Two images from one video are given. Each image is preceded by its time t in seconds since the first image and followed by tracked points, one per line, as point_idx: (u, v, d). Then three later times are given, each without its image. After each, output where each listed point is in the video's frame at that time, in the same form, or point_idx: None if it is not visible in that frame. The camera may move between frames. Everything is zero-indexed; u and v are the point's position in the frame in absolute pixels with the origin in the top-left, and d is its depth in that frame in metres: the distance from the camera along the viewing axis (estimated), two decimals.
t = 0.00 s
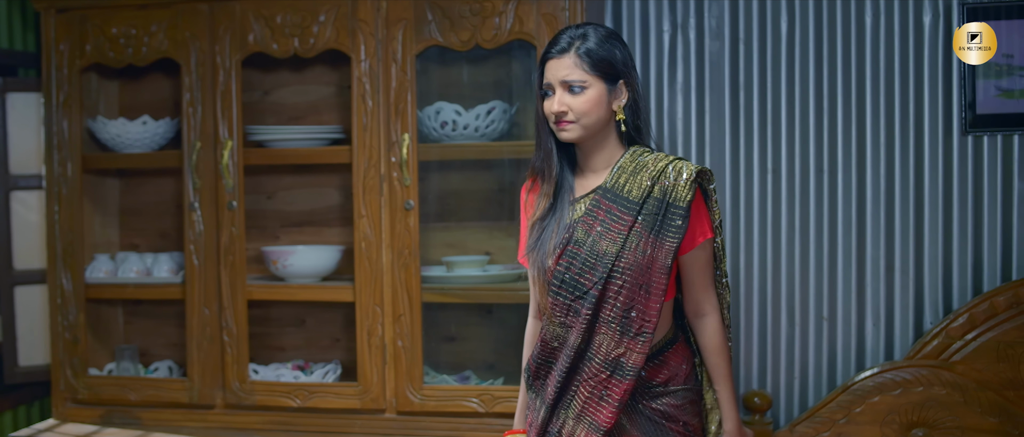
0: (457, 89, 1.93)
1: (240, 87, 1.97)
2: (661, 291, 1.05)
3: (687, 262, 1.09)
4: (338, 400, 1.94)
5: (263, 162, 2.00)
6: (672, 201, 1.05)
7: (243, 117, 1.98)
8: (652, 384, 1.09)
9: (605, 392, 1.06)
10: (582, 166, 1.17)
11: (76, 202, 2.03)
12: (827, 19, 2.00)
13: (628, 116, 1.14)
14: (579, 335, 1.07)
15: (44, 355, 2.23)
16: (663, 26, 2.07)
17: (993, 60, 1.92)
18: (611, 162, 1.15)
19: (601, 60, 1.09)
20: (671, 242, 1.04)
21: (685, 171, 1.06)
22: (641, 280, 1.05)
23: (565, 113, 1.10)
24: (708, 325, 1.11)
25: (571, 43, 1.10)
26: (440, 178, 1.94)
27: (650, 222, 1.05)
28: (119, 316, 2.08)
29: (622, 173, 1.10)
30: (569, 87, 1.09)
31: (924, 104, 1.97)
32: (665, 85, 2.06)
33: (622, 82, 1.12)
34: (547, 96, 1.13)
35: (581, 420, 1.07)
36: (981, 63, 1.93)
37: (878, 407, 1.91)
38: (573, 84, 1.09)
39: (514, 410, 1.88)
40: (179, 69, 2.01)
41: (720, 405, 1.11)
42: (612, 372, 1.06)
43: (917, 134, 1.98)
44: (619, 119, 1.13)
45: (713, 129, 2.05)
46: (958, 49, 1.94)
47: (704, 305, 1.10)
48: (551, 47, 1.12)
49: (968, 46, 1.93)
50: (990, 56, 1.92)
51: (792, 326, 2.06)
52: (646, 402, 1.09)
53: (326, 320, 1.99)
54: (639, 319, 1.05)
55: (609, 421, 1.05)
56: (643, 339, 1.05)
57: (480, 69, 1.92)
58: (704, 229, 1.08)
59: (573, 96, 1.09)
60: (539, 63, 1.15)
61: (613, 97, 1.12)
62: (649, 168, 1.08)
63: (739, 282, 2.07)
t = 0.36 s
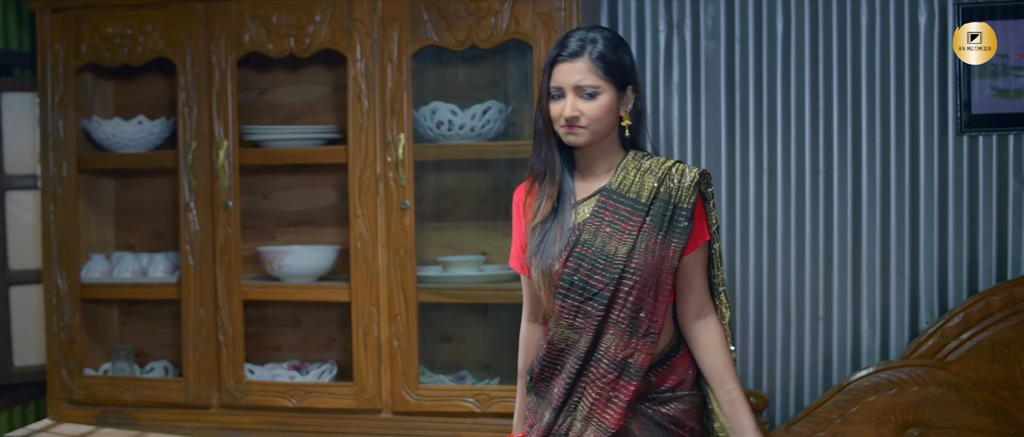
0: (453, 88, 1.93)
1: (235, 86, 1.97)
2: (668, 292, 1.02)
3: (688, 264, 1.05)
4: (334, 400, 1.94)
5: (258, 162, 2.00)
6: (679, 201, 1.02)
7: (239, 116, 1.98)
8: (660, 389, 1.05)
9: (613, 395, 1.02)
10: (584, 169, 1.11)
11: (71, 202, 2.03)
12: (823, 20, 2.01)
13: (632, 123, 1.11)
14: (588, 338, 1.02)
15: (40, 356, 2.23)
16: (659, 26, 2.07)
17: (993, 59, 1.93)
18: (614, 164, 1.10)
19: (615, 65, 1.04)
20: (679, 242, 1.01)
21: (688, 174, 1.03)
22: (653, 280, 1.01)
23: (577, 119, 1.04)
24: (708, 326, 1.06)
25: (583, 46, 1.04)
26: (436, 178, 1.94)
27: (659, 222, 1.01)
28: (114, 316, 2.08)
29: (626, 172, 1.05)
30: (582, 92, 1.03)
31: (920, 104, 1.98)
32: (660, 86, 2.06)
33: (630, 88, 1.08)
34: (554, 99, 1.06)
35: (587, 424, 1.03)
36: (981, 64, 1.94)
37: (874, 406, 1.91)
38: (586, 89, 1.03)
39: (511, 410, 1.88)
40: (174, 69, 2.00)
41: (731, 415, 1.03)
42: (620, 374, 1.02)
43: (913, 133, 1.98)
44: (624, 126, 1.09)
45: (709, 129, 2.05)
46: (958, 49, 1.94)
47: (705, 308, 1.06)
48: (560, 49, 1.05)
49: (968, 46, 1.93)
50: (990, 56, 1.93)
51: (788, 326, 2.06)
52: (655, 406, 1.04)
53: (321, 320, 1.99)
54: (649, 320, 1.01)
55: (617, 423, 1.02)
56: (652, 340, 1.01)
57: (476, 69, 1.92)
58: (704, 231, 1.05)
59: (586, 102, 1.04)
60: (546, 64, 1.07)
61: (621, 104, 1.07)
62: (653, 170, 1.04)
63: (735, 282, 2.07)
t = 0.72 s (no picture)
0: (441, 82, 1.93)
1: (223, 80, 1.96)
2: (693, 281, 1.02)
3: (709, 257, 1.03)
4: (323, 394, 1.94)
5: (246, 155, 1.99)
6: (699, 191, 1.01)
7: (227, 110, 1.97)
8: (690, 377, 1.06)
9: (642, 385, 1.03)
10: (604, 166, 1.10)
11: (59, 197, 2.02)
12: (812, 14, 2.01)
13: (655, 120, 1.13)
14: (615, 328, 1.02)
15: (28, 350, 2.22)
16: (648, 20, 2.06)
17: (994, 58, 1.94)
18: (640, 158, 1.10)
19: (646, 63, 1.05)
20: (701, 231, 1.01)
21: (707, 162, 1.02)
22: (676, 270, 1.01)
23: (612, 118, 1.04)
24: (724, 324, 1.03)
25: (613, 44, 1.04)
26: (425, 171, 1.94)
27: (679, 212, 1.01)
28: (103, 310, 2.08)
29: (645, 166, 1.06)
30: (616, 90, 1.04)
31: (909, 98, 1.98)
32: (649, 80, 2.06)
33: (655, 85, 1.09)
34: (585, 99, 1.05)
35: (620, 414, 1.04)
36: (981, 64, 1.94)
37: (862, 400, 1.94)
38: (620, 87, 1.04)
39: (500, 403, 1.90)
40: (162, 63, 1.99)
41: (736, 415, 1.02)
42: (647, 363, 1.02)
43: (901, 127, 1.99)
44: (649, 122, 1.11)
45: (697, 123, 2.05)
46: (958, 49, 1.94)
47: (722, 307, 1.03)
48: (587, 48, 1.04)
49: (968, 46, 1.94)
50: (990, 56, 1.94)
51: (777, 320, 2.06)
52: (689, 407, 1.05)
53: (311, 314, 2.00)
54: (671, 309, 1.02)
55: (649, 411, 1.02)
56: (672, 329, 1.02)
57: (465, 63, 1.92)
58: (724, 223, 1.03)
59: (620, 99, 1.04)
60: (577, 64, 1.05)
61: (647, 101, 1.09)
62: (671, 161, 1.04)
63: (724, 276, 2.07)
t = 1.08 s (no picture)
0: (420, 66, 1.92)
1: (200, 64, 1.95)
2: None
3: (752, 413, 0.98)
4: (301, 378, 1.94)
5: (224, 138, 1.98)
6: (719, 363, 0.99)
7: (204, 94, 1.96)
8: None
9: None
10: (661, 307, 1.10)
11: (34, 180, 2.01)
12: None
13: (703, 265, 1.09)
14: None
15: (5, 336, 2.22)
16: (627, 3, 2.06)
17: (994, 59, 1.95)
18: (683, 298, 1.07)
19: (688, 203, 1.05)
20: (715, 406, 0.98)
21: (736, 327, 0.99)
22: None
23: (645, 248, 1.03)
24: None
25: (658, 180, 1.07)
26: (404, 155, 1.94)
27: (697, 385, 1.01)
28: (80, 295, 2.07)
29: (684, 327, 1.04)
30: (652, 222, 1.04)
31: (886, 82, 1.99)
32: (628, 63, 2.06)
33: (703, 226, 1.07)
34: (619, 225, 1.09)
35: None
36: (983, 64, 1.95)
37: (839, 382, 1.97)
38: (657, 220, 1.04)
39: (478, 387, 1.90)
40: (138, 46, 1.97)
41: None
42: None
43: (878, 110, 1.99)
44: (693, 267, 1.07)
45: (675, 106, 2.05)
46: (958, 49, 1.95)
47: None
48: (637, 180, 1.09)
49: (968, 46, 1.94)
50: (990, 56, 1.95)
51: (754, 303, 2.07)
52: None
53: (289, 298, 1.99)
54: None
55: None
56: None
57: (443, 46, 1.91)
58: (761, 386, 0.98)
59: (655, 232, 1.03)
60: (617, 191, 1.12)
61: (693, 242, 1.06)
62: (704, 322, 1.02)
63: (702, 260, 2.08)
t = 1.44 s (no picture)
0: (389, 44, 1.90)
1: (167, 42, 1.93)
2: (725, 406, 1.34)
3: (767, 380, 1.34)
4: (271, 358, 1.94)
5: (191, 117, 1.96)
6: (751, 326, 1.32)
7: (171, 72, 1.94)
8: None
9: None
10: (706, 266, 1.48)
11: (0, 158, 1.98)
12: None
13: (740, 235, 1.41)
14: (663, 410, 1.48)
15: None
16: None
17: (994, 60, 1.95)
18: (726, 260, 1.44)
19: (711, 186, 1.36)
20: (745, 366, 1.32)
21: (764, 299, 1.32)
22: (720, 384, 1.35)
23: (674, 232, 1.40)
24: None
25: (682, 164, 1.39)
26: (374, 134, 1.93)
27: (727, 345, 1.35)
28: (47, 275, 2.05)
29: (719, 293, 1.40)
30: (677, 209, 1.39)
31: (854, 62, 2.00)
32: (598, 42, 2.06)
33: (732, 203, 1.38)
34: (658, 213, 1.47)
35: None
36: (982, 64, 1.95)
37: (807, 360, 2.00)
38: (681, 206, 1.38)
39: (449, 366, 1.90)
40: (104, 24, 1.95)
41: None
42: None
43: (846, 90, 2.01)
44: (732, 237, 1.41)
45: (645, 85, 2.05)
46: (959, 49, 1.95)
47: None
48: (666, 166, 1.42)
49: (969, 46, 1.95)
50: (990, 57, 1.95)
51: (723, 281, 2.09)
52: None
53: (257, 277, 1.99)
54: (713, 411, 1.36)
55: None
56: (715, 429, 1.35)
57: (413, 24, 1.89)
58: (785, 360, 1.32)
59: (680, 217, 1.39)
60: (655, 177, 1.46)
61: (723, 217, 1.39)
62: (740, 289, 1.36)
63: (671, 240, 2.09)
